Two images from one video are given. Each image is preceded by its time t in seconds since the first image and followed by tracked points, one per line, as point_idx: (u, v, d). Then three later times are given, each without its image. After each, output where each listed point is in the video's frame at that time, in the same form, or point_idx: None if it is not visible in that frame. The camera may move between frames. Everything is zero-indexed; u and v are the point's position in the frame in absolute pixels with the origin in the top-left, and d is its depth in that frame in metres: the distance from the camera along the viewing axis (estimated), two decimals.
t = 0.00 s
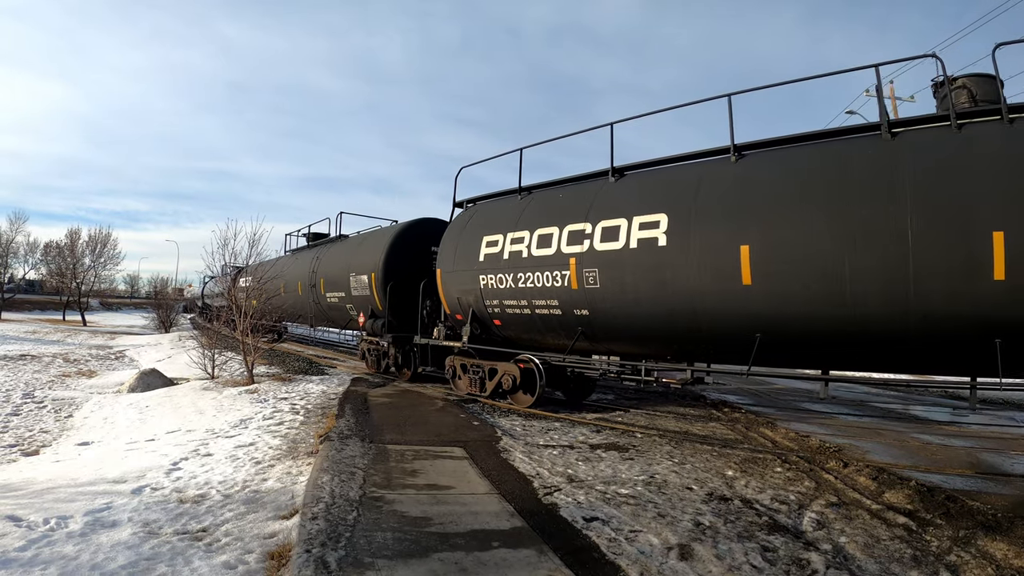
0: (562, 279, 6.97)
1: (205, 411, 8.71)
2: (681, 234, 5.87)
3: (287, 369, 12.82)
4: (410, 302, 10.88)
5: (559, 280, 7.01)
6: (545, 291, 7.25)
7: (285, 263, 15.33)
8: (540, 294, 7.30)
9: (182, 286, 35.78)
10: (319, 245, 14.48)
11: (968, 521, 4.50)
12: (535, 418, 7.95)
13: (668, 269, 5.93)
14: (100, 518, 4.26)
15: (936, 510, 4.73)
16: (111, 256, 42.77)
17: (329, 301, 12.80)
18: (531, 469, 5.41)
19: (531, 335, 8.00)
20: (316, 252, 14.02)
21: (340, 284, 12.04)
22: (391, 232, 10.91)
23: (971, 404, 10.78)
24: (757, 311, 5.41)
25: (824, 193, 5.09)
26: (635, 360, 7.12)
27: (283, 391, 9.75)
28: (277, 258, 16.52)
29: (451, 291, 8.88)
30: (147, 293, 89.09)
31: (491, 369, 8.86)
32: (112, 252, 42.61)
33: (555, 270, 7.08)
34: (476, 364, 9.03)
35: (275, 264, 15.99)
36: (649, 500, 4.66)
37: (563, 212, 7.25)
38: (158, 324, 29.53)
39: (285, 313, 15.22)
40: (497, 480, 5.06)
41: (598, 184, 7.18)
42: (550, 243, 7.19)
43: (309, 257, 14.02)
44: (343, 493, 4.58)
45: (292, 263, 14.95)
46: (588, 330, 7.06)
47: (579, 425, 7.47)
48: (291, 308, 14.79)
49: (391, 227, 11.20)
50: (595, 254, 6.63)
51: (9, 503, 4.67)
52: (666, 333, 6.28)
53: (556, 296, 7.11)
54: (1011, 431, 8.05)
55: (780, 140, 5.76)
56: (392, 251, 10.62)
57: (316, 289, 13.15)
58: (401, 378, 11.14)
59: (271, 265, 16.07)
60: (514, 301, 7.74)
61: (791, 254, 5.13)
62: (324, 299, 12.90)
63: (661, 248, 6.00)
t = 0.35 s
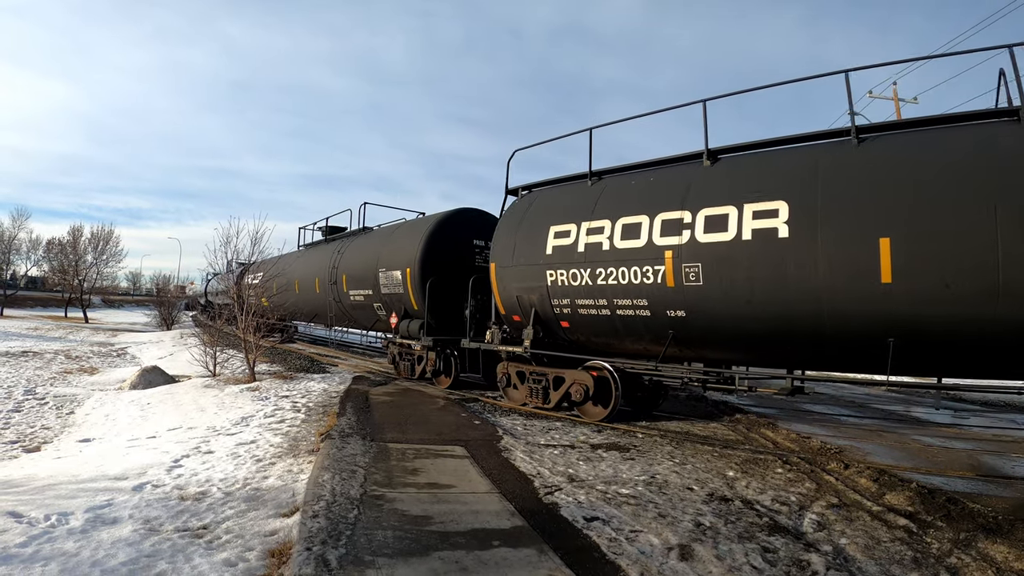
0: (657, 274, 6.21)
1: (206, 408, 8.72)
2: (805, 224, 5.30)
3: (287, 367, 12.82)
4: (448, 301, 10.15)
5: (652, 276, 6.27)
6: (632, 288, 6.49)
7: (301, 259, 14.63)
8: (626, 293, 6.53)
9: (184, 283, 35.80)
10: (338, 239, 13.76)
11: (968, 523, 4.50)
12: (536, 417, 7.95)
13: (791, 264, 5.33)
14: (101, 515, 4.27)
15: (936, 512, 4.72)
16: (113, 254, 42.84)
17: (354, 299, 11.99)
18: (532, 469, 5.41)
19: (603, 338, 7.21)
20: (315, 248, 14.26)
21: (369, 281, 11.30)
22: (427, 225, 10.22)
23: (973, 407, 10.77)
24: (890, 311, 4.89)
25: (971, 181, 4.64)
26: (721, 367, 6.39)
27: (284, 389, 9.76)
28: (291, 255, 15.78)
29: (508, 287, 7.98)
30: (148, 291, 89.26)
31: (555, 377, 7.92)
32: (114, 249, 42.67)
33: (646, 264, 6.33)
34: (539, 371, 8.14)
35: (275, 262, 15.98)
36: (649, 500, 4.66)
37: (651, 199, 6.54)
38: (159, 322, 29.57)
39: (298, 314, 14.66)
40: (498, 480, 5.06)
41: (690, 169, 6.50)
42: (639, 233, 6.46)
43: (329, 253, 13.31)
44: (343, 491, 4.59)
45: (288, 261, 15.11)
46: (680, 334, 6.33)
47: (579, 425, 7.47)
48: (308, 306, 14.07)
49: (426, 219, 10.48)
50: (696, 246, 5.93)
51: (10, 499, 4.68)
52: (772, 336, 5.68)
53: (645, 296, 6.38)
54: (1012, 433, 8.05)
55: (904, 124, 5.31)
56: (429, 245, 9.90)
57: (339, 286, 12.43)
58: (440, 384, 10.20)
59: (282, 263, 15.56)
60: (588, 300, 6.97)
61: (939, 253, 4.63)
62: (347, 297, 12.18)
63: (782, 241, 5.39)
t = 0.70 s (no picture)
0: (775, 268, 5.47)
1: (205, 406, 8.71)
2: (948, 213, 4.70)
3: (287, 365, 12.83)
4: (495, 299, 9.10)
5: (766, 269, 5.54)
6: (743, 284, 5.70)
7: (318, 254, 13.62)
8: (734, 289, 5.76)
9: (183, 281, 35.78)
10: (359, 232, 12.71)
11: (967, 521, 4.50)
12: (536, 415, 7.95)
13: (935, 257, 4.72)
14: (100, 514, 4.26)
15: (935, 510, 4.72)
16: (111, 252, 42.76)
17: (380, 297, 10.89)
18: (531, 466, 5.41)
19: (695, 342, 6.41)
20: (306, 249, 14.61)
21: (399, 276, 10.20)
22: (471, 213, 9.16)
23: (972, 405, 10.77)
24: None
25: None
26: (821, 373, 5.78)
27: (283, 387, 9.76)
28: (307, 250, 14.80)
29: (581, 282, 7.04)
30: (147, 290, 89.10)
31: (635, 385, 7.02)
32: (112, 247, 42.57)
33: (760, 256, 5.57)
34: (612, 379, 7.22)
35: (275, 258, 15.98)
36: (649, 498, 4.66)
37: (762, 181, 5.77)
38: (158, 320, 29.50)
39: (316, 313, 13.71)
40: (497, 477, 5.06)
41: (801, 149, 5.78)
42: (748, 220, 5.69)
43: (350, 246, 12.24)
44: (343, 489, 4.58)
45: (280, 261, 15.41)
46: (793, 335, 5.62)
47: (579, 422, 7.48)
48: (327, 304, 13.08)
49: (468, 208, 9.41)
50: (819, 236, 5.26)
51: (9, 497, 4.67)
52: (898, 337, 5.08)
53: (758, 291, 5.62)
54: (1011, 431, 8.06)
55: None
56: (474, 237, 8.84)
57: (362, 282, 11.32)
58: (486, 394, 9.18)
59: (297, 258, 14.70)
60: (684, 296, 6.14)
61: None
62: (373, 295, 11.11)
63: (926, 231, 4.76)
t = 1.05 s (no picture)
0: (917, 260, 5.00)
1: (203, 406, 8.70)
2: None
3: (285, 364, 12.82)
4: (553, 297, 8.28)
5: (905, 260, 5.06)
6: (876, 277, 5.20)
7: (337, 249, 12.71)
8: (866, 282, 5.24)
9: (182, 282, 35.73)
10: (383, 224, 11.81)
11: (965, 516, 4.51)
12: (534, 413, 7.94)
13: None
14: (98, 515, 4.25)
15: (933, 505, 4.73)
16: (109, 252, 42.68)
17: (412, 294, 9.99)
18: (529, 464, 5.40)
19: (807, 342, 5.82)
20: (297, 249, 14.94)
21: (438, 272, 9.33)
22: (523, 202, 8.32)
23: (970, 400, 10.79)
24: None
25: None
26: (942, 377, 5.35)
27: (281, 387, 9.75)
28: (323, 244, 13.90)
29: (673, 275, 6.29)
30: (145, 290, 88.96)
31: (738, 394, 6.25)
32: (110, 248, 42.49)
33: (898, 247, 5.10)
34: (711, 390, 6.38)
35: (279, 257, 15.81)
36: (647, 495, 4.66)
37: (895, 163, 5.27)
38: (156, 320, 29.46)
39: (336, 312, 12.82)
40: (496, 475, 5.06)
41: (922, 130, 5.35)
42: (883, 207, 5.19)
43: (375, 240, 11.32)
44: (341, 488, 4.58)
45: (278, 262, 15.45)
46: (928, 334, 5.18)
47: (577, 420, 7.47)
48: (349, 303, 12.17)
49: (517, 196, 8.56)
50: (965, 224, 4.83)
51: (7, 499, 4.66)
52: None
53: (893, 285, 5.14)
54: (1008, 426, 8.06)
55: None
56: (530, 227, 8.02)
57: (392, 279, 10.40)
58: (545, 404, 8.24)
59: (311, 254, 13.86)
60: (804, 292, 5.55)
61: None
62: (401, 294, 10.23)
63: None
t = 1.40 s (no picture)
0: None
1: (202, 407, 8.70)
2: None
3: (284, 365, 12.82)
4: (632, 298, 7.37)
5: None
6: None
7: (361, 245, 11.74)
8: (1017, 279, 4.77)
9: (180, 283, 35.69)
10: (415, 217, 10.83)
11: (964, 515, 4.51)
12: (533, 413, 7.94)
13: None
14: (97, 516, 4.25)
15: (932, 505, 4.73)
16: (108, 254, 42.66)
17: (455, 293, 9.02)
18: (529, 465, 5.41)
19: (944, 344, 5.27)
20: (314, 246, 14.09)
21: (489, 269, 8.35)
22: (593, 190, 7.39)
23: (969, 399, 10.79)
24: None
25: None
26: None
27: (280, 387, 9.76)
28: (343, 239, 12.95)
29: (793, 270, 5.60)
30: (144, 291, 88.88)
31: (864, 406, 5.68)
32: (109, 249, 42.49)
33: None
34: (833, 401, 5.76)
35: (291, 255, 15.04)
36: (647, 495, 4.66)
37: None
38: (154, 321, 29.47)
39: (360, 312, 11.91)
40: (495, 475, 5.06)
41: None
42: None
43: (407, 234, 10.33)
44: (340, 488, 4.58)
45: (292, 260, 14.64)
46: None
47: (576, 420, 7.47)
48: (376, 303, 11.20)
49: (585, 183, 7.63)
50: None
51: (5, 501, 4.65)
52: None
53: None
54: (1008, 424, 8.07)
55: None
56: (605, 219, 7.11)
57: (430, 278, 9.43)
58: (621, 418, 7.40)
59: (328, 251, 13.03)
60: (948, 291, 5.03)
61: None
62: (441, 294, 9.28)
63: None
